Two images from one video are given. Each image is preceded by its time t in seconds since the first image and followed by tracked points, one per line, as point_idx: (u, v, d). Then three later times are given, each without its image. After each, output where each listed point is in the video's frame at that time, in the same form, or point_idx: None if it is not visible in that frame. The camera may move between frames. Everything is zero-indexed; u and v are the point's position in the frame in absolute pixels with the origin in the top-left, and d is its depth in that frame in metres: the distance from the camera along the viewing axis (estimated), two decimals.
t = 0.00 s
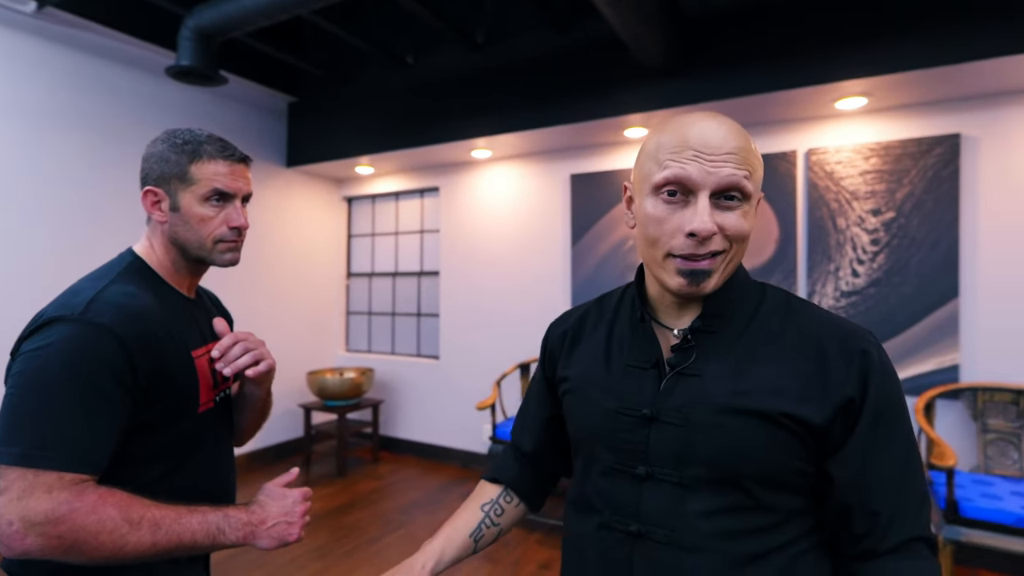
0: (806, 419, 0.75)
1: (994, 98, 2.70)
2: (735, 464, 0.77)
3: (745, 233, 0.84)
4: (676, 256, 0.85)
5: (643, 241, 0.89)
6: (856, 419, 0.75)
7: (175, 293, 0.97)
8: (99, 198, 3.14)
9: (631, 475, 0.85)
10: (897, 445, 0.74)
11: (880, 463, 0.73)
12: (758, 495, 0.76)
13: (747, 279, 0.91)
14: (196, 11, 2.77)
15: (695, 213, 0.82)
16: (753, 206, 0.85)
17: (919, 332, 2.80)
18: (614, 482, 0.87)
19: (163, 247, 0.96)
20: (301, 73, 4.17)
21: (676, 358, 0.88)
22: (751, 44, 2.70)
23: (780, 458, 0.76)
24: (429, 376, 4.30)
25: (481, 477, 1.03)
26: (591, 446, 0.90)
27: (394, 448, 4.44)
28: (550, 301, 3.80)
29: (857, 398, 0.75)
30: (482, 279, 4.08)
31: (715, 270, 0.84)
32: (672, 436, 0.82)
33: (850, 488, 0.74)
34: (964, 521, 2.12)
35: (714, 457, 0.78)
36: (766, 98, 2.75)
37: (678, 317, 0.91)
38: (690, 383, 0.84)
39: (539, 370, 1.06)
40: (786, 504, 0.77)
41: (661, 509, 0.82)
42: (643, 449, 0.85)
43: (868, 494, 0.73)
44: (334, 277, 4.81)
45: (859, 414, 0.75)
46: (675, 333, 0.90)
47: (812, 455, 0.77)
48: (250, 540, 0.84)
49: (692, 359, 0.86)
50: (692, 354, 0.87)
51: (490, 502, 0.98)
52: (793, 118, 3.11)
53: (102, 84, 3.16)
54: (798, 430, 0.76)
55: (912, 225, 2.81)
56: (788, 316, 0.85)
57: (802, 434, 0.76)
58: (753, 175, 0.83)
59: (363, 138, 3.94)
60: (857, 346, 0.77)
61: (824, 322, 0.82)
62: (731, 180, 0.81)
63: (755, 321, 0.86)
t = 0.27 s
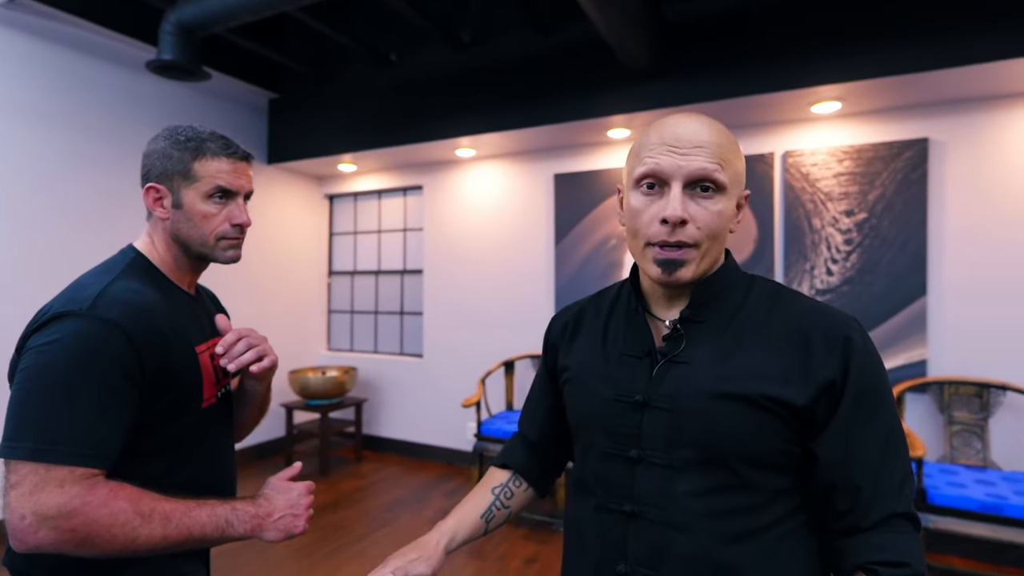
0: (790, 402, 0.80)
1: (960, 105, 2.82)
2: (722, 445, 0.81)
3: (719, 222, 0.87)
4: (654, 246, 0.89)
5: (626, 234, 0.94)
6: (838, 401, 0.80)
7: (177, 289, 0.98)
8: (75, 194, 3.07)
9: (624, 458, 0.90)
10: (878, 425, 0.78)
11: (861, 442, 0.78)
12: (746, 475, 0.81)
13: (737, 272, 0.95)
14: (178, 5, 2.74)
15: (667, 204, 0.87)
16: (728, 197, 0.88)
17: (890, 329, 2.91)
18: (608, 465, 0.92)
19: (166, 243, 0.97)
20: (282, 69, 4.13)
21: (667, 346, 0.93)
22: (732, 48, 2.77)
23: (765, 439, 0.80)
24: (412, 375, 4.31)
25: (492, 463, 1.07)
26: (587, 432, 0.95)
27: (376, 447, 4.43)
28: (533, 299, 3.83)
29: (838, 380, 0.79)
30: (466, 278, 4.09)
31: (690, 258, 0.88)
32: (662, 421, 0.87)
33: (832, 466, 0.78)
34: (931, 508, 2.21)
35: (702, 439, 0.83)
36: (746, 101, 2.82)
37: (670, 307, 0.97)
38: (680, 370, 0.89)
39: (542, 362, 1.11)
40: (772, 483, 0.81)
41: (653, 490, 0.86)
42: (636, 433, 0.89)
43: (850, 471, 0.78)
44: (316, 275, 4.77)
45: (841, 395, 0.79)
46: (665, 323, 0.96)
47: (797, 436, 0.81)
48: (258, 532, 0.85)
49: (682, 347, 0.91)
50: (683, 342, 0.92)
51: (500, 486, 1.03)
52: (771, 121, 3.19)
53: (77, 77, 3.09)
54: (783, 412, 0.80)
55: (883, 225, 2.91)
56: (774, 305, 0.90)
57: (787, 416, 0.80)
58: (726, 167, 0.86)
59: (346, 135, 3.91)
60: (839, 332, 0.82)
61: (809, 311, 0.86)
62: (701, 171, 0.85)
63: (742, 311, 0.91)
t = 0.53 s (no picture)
0: (772, 386, 0.85)
1: (933, 110, 2.92)
2: (707, 428, 0.86)
3: (660, 223, 0.91)
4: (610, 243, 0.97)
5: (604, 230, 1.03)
6: (818, 386, 0.84)
7: (182, 288, 0.99)
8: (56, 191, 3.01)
9: (614, 441, 0.95)
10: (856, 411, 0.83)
11: (841, 425, 0.82)
12: (730, 456, 0.86)
13: (729, 265, 1.00)
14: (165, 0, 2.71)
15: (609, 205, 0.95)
16: (676, 199, 0.90)
17: (866, 326, 3.01)
18: (601, 447, 0.97)
19: (170, 243, 0.98)
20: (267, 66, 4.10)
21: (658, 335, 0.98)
22: (716, 52, 2.83)
23: (749, 422, 0.85)
24: (399, 372, 4.31)
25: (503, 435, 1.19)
26: (584, 416, 1.00)
27: (363, 445, 4.43)
28: (520, 297, 3.87)
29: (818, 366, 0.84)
30: (453, 276, 4.11)
31: (631, 256, 0.94)
32: (651, 405, 0.92)
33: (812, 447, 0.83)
34: (906, 498, 2.30)
35: (688, 422, 0.88)
36: (729, 104, 2.89)
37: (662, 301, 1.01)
38: (668, 357, 0.94)
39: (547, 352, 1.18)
40: (755, 463, 0.86)
41: (641, 471, 0.91)
42: (627, 417, 0.95)
43: (829, 452, 0.82)
44: (301, 273, 4.75)
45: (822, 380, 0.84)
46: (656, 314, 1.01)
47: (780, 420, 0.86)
48: (267, 527, 0.88)
49: (672, 335, 0.96)
50: (672, 331, 0.97)
51: (508, 455, 1.13)
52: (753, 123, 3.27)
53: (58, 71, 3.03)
54: (765, 397, 0.85)
55: (860, 226, 3.01)
56: (760, 296, 0.94)
57: (769, 401, 0.85)
58: (667, 171, 0.90)
59: (333, 133, 3.90)
60: (820, 321, 0.87)
61: (794, 302, 0.91)
62: (637, 176, 0.91)
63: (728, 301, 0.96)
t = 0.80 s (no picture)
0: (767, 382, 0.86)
1: (920, 111, 2.98)
2: (705, 424, 0.88)
3: (670, 222, 0.92)
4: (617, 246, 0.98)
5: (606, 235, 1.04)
6: (814, 382, 0.85)
7: (191, 284, 1.00)
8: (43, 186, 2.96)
9: (616, 436, 0.97)
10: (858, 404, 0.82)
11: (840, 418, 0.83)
12: (729, 451, 0.88)
13: (727, 264, 1.02)
14: None
15: (617, 208, 0.95)
16: (683, 198, 0.92)
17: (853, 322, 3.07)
18: (603, 443, 0.99)
19: (179, 239, 0.99)
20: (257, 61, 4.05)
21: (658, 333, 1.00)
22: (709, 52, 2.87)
23: (746, 418, 0.87)
24: (391, 370, 4.31)
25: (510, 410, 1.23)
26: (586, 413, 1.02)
27: (354, 442, 4.42)
28: (513, 294, 3.88)
29: (814, 362, 0.85)
30: (445, 273, 4.11)
31: (644, 256, 0.95)
32: (650, 402, 0.94)
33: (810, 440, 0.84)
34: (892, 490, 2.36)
35: (687, 418, 0.90)
36: (721, 103, 2.92)
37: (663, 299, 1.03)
38: (668, 355, 0.96)
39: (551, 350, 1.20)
40: (754, 457, 0.88)
41: (642, 465, 0.93)
42: (628, 414, 0.96)
43: (829, 444, 0.82)
44: (291, 270, 4.71)
45: (818, 376, 0.85)
46: (654, 313, 1.03)
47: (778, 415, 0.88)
48: (279, 524, 0.88)
49: (671, 334, 0.98)
50: (671, 329, 0.98)
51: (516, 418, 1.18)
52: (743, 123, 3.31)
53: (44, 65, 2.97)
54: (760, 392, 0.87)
55: (848, 224, 3.06)
56: (759, 294, 0.96)
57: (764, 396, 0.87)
58: (673, 172, 0.91)
59: (324, 129, 3.87)
60: (817, 317, 0.88)
61: (792, 299, 0.92)
62: (645, 178, 0.92)
63: (727, 299, 0.98)
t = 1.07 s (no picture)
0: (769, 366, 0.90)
1: (916, 109, 3.01)
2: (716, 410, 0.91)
3: (713, 232, 0.94)
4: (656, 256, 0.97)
5: (630, 240, 1.01)
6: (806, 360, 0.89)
7: (207, 279, 1.01)
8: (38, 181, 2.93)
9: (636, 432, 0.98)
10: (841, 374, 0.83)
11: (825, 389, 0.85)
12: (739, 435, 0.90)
13: (733, 259, 1.03)
14: None
15: (665, 220, 0.93)
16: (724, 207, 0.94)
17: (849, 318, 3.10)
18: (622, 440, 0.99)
19: (196, 234, 1.00)
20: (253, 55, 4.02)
21: (671, 329, 1.01)
22: (709, 49, 2.88)
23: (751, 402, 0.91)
24: (388, 366, 4.30)
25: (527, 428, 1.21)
26: (603, 411, 1.03)
27: (352, 438, 4.42)
28: (511, 290, 3.88)
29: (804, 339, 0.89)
30: (443, 269, 4.11)
31: (688, 267, 0.96)
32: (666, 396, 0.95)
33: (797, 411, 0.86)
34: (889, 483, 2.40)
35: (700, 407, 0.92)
36: (721, 100, 2.93)
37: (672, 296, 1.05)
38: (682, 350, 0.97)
39: (557, 350, 1.20)
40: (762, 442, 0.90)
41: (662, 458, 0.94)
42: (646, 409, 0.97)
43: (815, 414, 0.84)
44: (287, 266, 4.69)
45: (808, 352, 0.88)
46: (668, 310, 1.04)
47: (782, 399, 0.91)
48: (300, 518, 0.89)
49: (684, 329, 0.99)
50: (684, 325, 0.99)
51: (541, 437, 1.17)
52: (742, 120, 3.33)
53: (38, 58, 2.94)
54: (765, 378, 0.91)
55: (845, 221, 3.09)
56: (766, 287, 0.98)
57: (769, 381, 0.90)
58: (720, 183, 0.91)
59: (322, 124, 3.85)
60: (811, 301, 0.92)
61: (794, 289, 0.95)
62: (696, 190, 0.90)
63: (736, 293, 0.99)
